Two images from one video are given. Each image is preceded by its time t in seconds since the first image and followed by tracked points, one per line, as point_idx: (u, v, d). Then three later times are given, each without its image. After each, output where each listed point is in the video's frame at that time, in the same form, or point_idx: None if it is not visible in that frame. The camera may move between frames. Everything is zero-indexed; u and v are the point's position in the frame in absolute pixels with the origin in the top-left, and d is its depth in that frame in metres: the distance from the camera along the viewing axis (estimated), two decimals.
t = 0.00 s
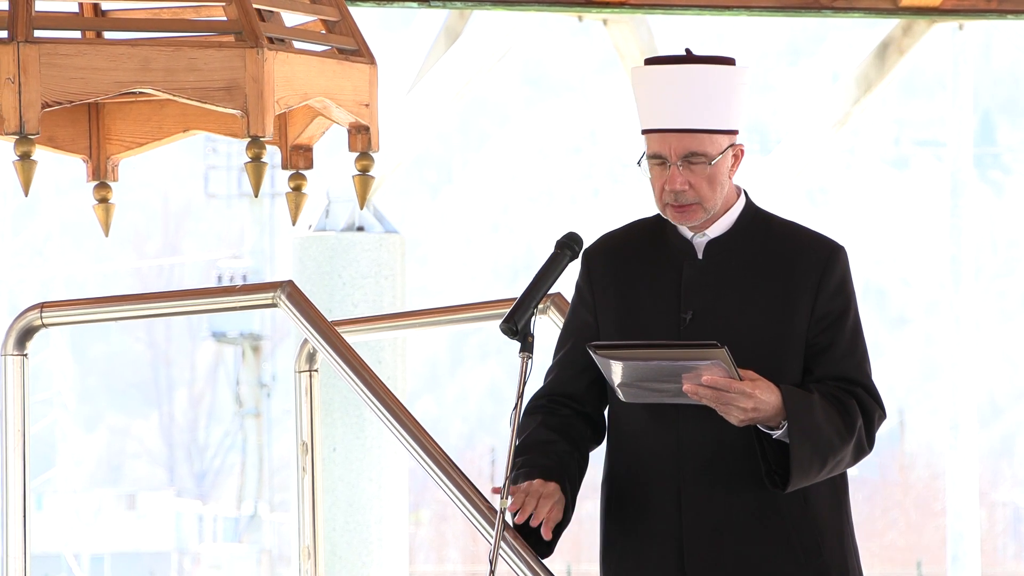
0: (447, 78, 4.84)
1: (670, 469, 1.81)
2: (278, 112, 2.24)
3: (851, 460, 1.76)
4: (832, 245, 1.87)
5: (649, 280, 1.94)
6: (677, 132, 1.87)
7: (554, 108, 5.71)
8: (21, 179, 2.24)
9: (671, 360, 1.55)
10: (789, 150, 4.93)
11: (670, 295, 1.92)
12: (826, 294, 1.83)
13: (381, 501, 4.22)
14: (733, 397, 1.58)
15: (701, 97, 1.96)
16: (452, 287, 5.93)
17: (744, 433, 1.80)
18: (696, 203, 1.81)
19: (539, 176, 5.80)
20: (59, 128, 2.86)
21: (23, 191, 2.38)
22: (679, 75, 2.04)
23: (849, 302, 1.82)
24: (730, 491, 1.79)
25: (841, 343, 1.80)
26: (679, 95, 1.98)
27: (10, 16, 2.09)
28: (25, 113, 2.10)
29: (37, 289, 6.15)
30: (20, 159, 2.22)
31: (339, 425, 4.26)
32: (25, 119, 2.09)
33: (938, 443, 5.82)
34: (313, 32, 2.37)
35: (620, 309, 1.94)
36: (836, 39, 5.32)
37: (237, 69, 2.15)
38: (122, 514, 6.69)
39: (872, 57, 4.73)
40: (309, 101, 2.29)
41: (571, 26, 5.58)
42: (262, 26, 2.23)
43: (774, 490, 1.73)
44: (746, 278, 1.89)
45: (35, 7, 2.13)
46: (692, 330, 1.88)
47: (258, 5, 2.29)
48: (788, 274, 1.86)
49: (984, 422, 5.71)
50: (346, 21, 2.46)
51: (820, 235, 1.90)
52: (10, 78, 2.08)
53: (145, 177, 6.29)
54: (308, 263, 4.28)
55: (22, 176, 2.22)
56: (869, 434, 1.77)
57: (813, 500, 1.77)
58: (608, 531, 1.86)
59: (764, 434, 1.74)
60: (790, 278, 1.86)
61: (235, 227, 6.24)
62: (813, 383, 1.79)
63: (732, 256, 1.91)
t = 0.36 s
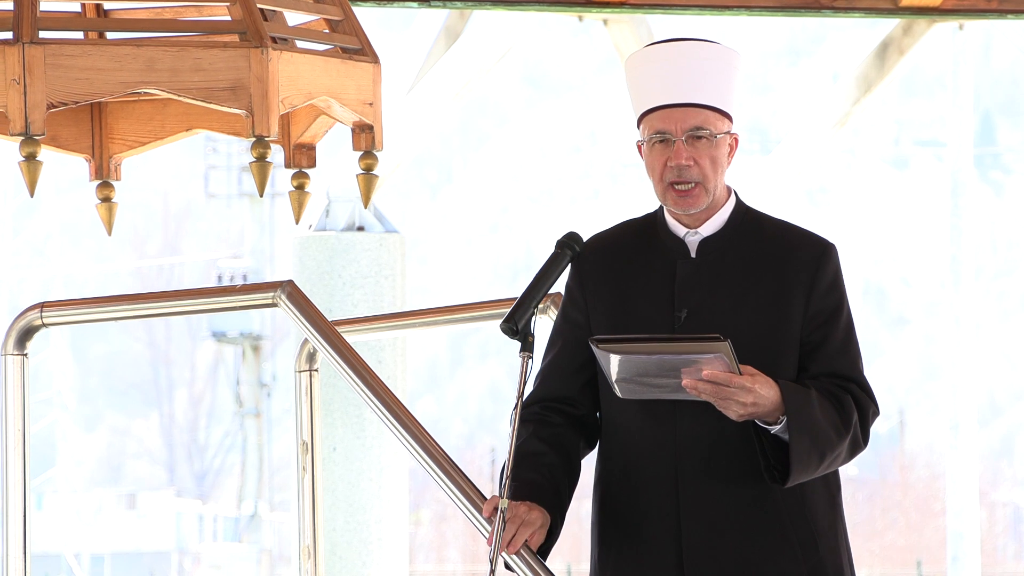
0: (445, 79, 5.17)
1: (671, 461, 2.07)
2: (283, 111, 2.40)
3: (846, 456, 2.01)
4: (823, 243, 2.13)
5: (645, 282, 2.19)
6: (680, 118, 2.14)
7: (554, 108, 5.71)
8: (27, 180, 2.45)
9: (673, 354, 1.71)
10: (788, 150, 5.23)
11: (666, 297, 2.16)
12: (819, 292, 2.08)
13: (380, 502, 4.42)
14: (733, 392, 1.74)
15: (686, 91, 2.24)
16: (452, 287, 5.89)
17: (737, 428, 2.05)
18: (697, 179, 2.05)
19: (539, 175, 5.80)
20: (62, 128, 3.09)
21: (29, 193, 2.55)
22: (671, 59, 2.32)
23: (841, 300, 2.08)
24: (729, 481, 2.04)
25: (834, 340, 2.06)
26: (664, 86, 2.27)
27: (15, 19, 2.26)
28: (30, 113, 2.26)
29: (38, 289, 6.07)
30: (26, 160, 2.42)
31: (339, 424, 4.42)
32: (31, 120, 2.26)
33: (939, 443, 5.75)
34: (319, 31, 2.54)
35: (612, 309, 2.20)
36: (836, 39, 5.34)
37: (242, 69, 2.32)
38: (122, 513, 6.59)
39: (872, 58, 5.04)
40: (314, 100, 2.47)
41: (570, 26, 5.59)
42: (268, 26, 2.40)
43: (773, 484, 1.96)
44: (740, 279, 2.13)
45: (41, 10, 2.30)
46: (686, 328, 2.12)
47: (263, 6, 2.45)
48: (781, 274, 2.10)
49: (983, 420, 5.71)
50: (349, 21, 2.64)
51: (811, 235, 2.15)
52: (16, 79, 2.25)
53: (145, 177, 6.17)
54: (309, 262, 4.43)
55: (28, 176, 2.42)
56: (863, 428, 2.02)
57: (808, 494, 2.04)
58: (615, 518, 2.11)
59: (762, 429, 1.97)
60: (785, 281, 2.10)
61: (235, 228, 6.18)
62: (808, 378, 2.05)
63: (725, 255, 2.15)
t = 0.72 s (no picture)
0: (445, 80, 5.19)
1: (667, 459, 2.08)
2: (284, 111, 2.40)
3: (844, 452, 2.01)
4: (818, 243, 2.13)
5: (641, 280, 2.20)
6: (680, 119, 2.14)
7: (554, 108, 5.72)
8: (28, 179, 2.45)
9: (676, 344, 1.71)
10: (788, 150, 5.22)
11: (662, 294, 2.17)
12: (815, 290, 2.09)
13: (380, 502, 4.45)
14: (733, 384, 1.76)
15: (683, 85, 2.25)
16: (452, 287, 5.89)
17: (733, 426, 2.07)
18: (699, 172, 2.05)
19: (540, 176, 5.80)
20: (63, 128, 3.09)
21: (30, 193, 2.56)
22: (668, 54, 2.34)
23: (836, 298, 2.09)
24: (726, 481, 2.06)
25: (830, 337, 2.06)
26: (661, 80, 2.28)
27: (16, 20, 2.27)
28: (31, 113, 2.26)
29: (38, 290, 6.06)
30: (27, 160, 2.42)
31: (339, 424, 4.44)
32: (32, 120, 2.26)
33: (939, 443, 5.74)
34: (320, 31, 2.54)
35: (608, 306, 2.20)
36: (836, 39, 5.35)
37: (243, 69, 2.32)
38: (122, 514, 6.51)
39: (872, 58, 5.07)
40: (315, 99, 2.47)
41: (571, 26, 5.59)
42: (269, 26, 2.40)
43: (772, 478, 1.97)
44: (735, 277, 2.14)
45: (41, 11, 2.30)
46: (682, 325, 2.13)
47: (265, 6, 2.45)
48: (777, 272, 2.11)
49: (983, 419, 5.71)
50: (350, 20, 2.64)
51: (808, 234, 2.16)
52: (17, 79, 2.25)
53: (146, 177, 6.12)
54: (309, 262, 4.44)
55: (29, 177, 2.42)
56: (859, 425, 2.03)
57: (806, 492, 2.05)
58: (611, 518, 2.13)
59: (760, 423, 1.98)
60: (780, 279, 2.11)
61: (236, 228, 6.18)
62: (805, 375, 2.06)
63: (721, 253, 2.16)
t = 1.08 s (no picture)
0: (447, 77, 5.17)
1: (666, 458, 2.08)
2: (281, 110, 2.41)
3: (842, 450, 2.01)
4: (817, 242, 2.14)
5: (640, 279, 2.20)
6: (680, 130, 2.13)
7: (554, 108, 5.72)
8: (24, 178, 2.45)
9: (678, 334, 1.73)
10: (788, 150, 5.18)
11: (661, 293, 2.18)
12: (814, 289, 2.09)
13: (380, 501, 4.47)
14: (733, 377, 1.75)
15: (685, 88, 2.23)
16: (452, 287, 5.89)
17: (731, 424, 2.07)
18: (699, 192, 2.05)
19: (540, 175, 5.80)
20: (61, 128, 3.10)
21: (26, 190, 2.57)
22: (674, 58, 2.34)
23: (834, 297, 2.09)
24: (724, 480, 2.06)
25: (829, 335, 2.06)
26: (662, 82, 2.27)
27: (13, 16, 2.26)
28: (28, 111, 2.27)
29: (39, 290, 6.06)
30: (23, 158, 2.42)
31: (339, 424, 4.46)
32: (29, 118, 2.26)
33: (939, 443, 5.75)
34: (318, 30, 2.55)
35: (609, 304, 2.21)
36: (836, 38, 5.36)
37: (241, 68, 2.32)
38: (122, 513, 6.48)
39: (872, 58, 5.06)
40: (312, 99, 2.47)
41: (571, 25, 5.59)
42: (266, 25, 2.40)
43: (771, 474, 1.97)
44: (735, 276, 2.14)
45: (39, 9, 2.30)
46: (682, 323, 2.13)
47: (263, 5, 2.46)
48: (777, 270, 2.12)
49: (985, 421, 5.74)
50: (347, 20, 2.64)
51: (807, 233, 2.16)
52: (14, 78, 2.25)
53: (145, 177, 6.12)
54: (309, 261, 4.45)
55: (25, 175, 2.42)
56: (857, 423, 2.03)
57: (804, 491, 2.05)
58: (610, 518, 2.12)
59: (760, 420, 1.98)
60: (779, 278, 2.11)
61: (236, 227, 6.17)
62: (804, 372, 2.05)
63: (720, 253, 2.17)
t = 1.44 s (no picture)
0: (444, 80, 5.21)
1: (667, 460, 2.08)
2: (275, 111, 2.42)
3: (842, 452, 2.01)
4: (818, 243, 2.14)
5: (640, 281, 2.20)
6: (681, 135, 2.12)
7: (554, 108, 5.71)
8: (18, 177, 2.45)
9: (678, 344, 1.73)
10: (788, 150, 5.23)
11: (661, 295, 2.18)
12: (814, 291, 2.09)
13: (380, 501, 4.48)
14: (733, 382, 1.76)
15: (683, 91, 2.23)
16: (453, 287, 5.88)
17: (732, 426, 2.07)
18: (700, 199, 2.07)
19: (540, 176, 5.81)
20: (59, 129, 3.10)
21: (20, 190, 2.57)
22: (671, 70, 2.32)
23: (834, 298, 2.09)
24: (724, 481, 2.06)
25: (829, 337, 2.07)
26: (661, 84, 2.28)
27: (8, 15, 2.26)
28: (22, 111, 2.26)
29: (39, 290, 6.06)
30: (17, 158, 2.42)
31: (340, 424, 4.47)
32: (22, 118, 2.26)
33: (939, 443, 5.75)
34: (314, 32, 2.56)
35: (608, 305, 2.21)
36: (837, 39, 5.35)
37: (235, 68, 2.33)
38: (122, 513, 6.48)
39: (873, 57, 5.06)
40: (307, 100, 2.48)
41: (571, 26, 5.57)
42: (262, 26, 2.41)
43: (772, 476, 1.97)
44: (735, 278, 2.14)
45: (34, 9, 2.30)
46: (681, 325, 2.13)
47: (259, 6, 2.47)
48: (778, 272, 2.12)
49: (983, 420, 5.71)
50: (345, 21, 2.65)
51: (807, 234, 2.16)
52: (8, 77, 2.25)
53: (144, 177, 6.12)
54: (309, 261, 4.47)
55: (18, 174, 2.42)
56: (858, 425, 2.03)
57: (804, 492, 2.06)
58: (610, 519, 2.13)
59: (760, 422, 1.98)
60: (779, 279, 2.11)
61: (236, 228, 6.16)
62: (804, 375, 2.06)
63: (720, 254, 2.17)
